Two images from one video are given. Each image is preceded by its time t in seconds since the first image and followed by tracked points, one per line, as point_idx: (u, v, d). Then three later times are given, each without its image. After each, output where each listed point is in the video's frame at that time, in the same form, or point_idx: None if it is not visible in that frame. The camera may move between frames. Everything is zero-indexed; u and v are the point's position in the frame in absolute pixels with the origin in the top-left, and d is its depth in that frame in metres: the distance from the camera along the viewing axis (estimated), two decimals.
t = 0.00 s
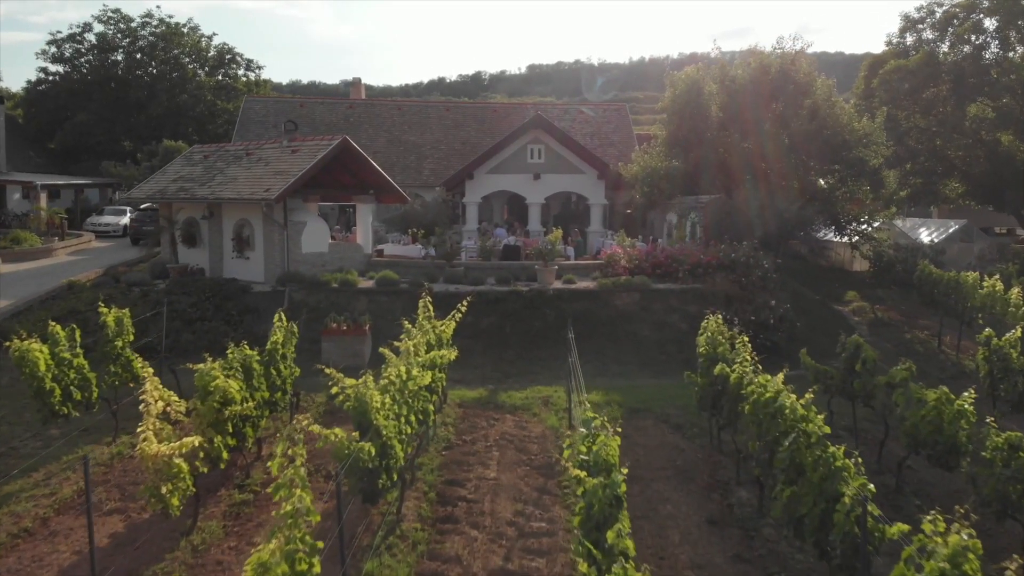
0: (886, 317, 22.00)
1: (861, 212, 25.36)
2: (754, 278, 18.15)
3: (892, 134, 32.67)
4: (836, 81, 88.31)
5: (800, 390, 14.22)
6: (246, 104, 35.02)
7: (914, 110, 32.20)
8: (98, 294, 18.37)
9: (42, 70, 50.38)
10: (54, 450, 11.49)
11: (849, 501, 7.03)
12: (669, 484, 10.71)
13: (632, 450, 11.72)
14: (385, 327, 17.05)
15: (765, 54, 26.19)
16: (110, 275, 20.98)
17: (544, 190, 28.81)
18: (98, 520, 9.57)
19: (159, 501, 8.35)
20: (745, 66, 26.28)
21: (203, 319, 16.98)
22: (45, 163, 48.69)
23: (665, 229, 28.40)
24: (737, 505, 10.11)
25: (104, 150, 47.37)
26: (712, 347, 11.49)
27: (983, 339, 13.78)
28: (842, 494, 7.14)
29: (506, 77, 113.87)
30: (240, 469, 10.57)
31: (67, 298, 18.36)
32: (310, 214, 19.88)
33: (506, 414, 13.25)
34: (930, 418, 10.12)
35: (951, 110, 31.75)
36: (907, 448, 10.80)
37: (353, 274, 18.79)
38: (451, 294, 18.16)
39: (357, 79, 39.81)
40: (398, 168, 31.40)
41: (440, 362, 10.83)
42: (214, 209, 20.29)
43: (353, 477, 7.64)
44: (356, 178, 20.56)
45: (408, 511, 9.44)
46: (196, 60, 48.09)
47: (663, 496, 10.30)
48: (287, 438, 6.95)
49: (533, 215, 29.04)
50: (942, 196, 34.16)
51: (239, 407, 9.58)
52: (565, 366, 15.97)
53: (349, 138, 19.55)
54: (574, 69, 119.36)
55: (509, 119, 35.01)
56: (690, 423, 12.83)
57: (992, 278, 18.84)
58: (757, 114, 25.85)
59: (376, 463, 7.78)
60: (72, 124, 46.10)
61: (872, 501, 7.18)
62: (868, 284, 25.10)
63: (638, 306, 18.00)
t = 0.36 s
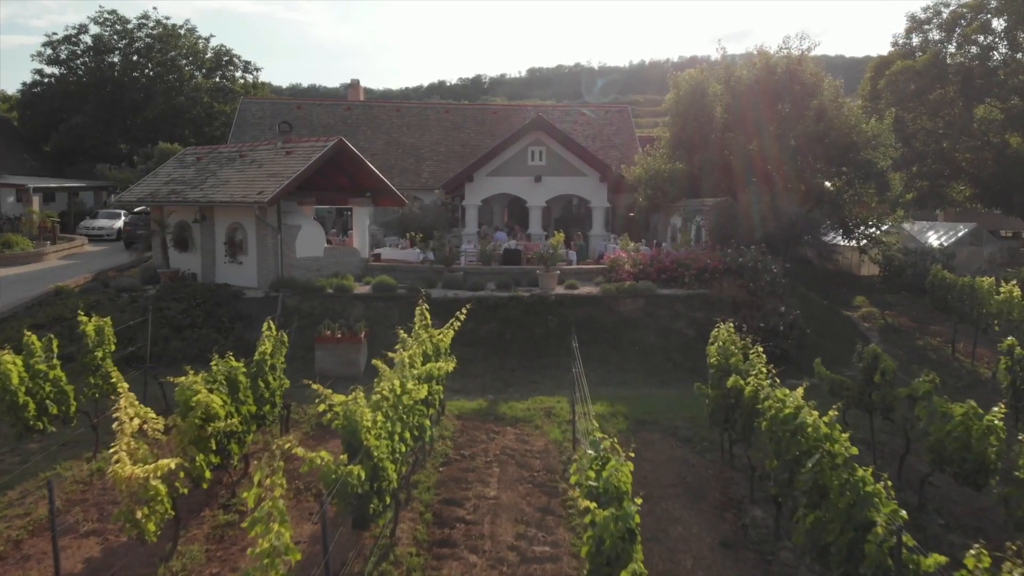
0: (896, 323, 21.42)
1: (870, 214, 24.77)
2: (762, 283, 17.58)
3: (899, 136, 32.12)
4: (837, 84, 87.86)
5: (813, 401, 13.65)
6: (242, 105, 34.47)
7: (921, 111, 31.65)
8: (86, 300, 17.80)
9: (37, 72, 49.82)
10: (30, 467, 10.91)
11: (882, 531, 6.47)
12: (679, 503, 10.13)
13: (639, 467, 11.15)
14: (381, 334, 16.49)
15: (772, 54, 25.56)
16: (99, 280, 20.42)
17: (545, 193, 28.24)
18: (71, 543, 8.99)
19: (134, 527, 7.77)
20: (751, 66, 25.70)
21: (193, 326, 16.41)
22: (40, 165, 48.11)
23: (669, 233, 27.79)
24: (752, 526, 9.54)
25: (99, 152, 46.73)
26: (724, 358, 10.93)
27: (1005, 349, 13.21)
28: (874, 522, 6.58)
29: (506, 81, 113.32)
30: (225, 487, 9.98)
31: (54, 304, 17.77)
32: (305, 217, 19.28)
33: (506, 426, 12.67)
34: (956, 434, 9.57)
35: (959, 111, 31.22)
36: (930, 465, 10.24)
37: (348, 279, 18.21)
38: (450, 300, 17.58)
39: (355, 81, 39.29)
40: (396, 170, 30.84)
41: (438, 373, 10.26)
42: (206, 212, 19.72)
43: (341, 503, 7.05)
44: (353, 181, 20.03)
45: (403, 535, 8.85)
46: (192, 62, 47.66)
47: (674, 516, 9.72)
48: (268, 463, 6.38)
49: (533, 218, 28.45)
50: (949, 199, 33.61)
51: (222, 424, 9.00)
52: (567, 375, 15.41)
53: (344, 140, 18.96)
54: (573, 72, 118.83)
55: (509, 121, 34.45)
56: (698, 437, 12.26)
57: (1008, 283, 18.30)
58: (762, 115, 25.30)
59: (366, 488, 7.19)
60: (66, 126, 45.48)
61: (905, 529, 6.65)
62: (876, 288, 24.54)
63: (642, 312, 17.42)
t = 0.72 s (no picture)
0: (907, 330, 20.88)
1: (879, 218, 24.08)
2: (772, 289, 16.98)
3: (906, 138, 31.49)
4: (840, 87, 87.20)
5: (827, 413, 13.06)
6: (238, 107, 33.91)
7: (929, 112, 31.02)
8: (72, 306, 17.21)
9: (32, 74, 49.23)
10: (4, 485, 10.31)
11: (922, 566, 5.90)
12: (691, 523, 9.54)
13: (647, 485, 10.57)
14: (377, 341, 15.90)
15: (779, 54, 24.91)
16: (88, 285, 19.83)
17: (546, 196, 27.67)
18: (42, 568, 8.39)
19: (104, 557, 7.17)
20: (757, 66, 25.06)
21: (182, 334, 15.82)
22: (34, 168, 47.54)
23: (673, 237, 27.20)
24: (769, 550, 8.95)
25: (93, 155, 46.11)
26: (737, 369, 10.35)
27: None
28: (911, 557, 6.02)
29: (506, 84, 112.79)
30: (208, 508, 9.38)
31: (39, 310, 17.18)
32: (299, 220, 18.67)
33: (507, 439, 12.07)
34: (986, 453, 8.99)
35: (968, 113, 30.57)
36: (957, 483, 9.66)
37: (343, 284, 17.62)
38: (448, 306, 16.98)
39: (353, 82, 38.73)
40: (394, 173, 30.27)
41: (435, 386, 9.67)
42: (198, 215, 19.14)
43: (328, 534, 6.47)
44: (349, 183, 19.49)
45: (396, 560, 8.25)
46: (189, 64, 47.13)
47: (686, 539, 9.13)
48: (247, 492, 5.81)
49: (534, 222, 27.86)
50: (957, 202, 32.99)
51: (203, 441, 8.42)
52: (571, 384, 14.83)
53: (340, 141, 18.42)
54: (574, 75, 118.23)
55: (510, 123, 33.87)
56: (708, 452, 11.68)
57: None
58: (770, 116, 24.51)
59: (354, 517, 6.60)
60: (61, 128, 44.82)
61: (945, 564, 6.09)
62: (885, 293, 23.98)
63: (648, 319, 16.83)
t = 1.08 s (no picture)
0: (919, 335, 20.33)
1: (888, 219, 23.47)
2: (782, 293, 16.41)
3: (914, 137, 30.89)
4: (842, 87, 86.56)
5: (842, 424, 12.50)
6: (233, 106, 33.32)
7: (937, 111, 30.46)
8: (58, 310, 16.62)
9: (27, 73, 48.63)
10: None
11: None
12: (704, 545, 8.94)
13: (657, 503, 9.97)
14: (373, 347, 15.31)
15: (786, 52, 24.28)
16: (75, 288, 19.21)
17: (547, 196, 27.07)
18: None
19: None
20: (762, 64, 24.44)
21: (170, 340, 15.25)
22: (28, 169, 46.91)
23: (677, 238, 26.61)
24: None
25: (88, 155, 45.50)
26: (752, 381, 9.76)
27: None
28: None
29: (506, 84, 112.16)
30: (189, 530, 8.78)
31: (23, 315, 16.57)
32: (292, 222, 18.03)
33: (508, 453, 11.46)
34: (1021, 472, 8.40)
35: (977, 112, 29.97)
36: (987, 503, 9.07)
37: (338, 288, 17.03)
38: (447, 311, 16.38)
39: (351, 81, 38.14)
40: (392, 173, 29.68)
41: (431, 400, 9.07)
42: (188, 216, 18.53)
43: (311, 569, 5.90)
44: (345, 183, 18.94)
45: None
46: (185, 63, 46.53)
47: (700, 562, 8.53)
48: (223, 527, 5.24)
49: (535, 222, 27.26)
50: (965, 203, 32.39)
51: (181, 461, 7.84)
52: (574, 393, 14.24)
53: (335, 140, 17.82)
54: (574, 75, 117.59)
55: (510, 122, 33.27)
56: (720, 467, 11.09)
57: None
58: (776, 116, 23.87)
59: (340, 551, 6.02)
60: (55, 128, 44.17)
61: None
62: (895, 296, 23.42)
63: (653, 324, 16.24)
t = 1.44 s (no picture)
0: (932, 340, 19.77)
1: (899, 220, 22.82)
2: (793, 298, 15.83)
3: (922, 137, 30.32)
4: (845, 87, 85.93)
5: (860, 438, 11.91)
6: (229, 105, 32.75)
7: (945, 111, 29.90)
8: (42, 315, 16.03)
9: (21, 72, 48.05)
10: None
11: None
12: (719, 572, 8.34)
13: (667, 525, 9.38)
14: (367, 355, 14.71)
15: (793, 49, 23.67)
16: (61, 292, 18.59)
17: (548, 197, 26.48)
18: None
19: None
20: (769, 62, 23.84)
21: (157, 347, 14.67)
22: (22, 169, 46.32)
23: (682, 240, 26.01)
24: None
25: (82, 155, 44.88)
26: (769, 396, 9.19)
27: None
28: None
29: (506, 84, 111.56)
30: (165, 556, 8.18)
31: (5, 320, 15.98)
32: (285, 224, 17.42)
33: (508, 468, 10.86)
34: None
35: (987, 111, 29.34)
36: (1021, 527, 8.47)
37: (332, 293, 16.44)
38: (444, 316, 15.78)
39: (349, 80, 37.55)
40: (391, 173, 29.11)
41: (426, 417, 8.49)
42: (178, 218, 17.93)
43: None
44: (340, 183, 18.35)
45: None
46: (182, 62, 45.94)
47: None
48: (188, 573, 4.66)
49: (536, 224, 26.66)
50: (974, 204, 31.83)
51: (155, 486, 7.26)
52: (578, 402, 13.65)
53: (330, 139, 17.21)
54: (574, 75, 117.01)
55: (510, 121, 32.67)
56: (732, 485, 10.50)
57: None
58: (785, 114, 23.24)
59: None
60: (49, 127, 43.55)
61: None
62: (906, 299, 22.86)
63: (659, 330, 15.65)
